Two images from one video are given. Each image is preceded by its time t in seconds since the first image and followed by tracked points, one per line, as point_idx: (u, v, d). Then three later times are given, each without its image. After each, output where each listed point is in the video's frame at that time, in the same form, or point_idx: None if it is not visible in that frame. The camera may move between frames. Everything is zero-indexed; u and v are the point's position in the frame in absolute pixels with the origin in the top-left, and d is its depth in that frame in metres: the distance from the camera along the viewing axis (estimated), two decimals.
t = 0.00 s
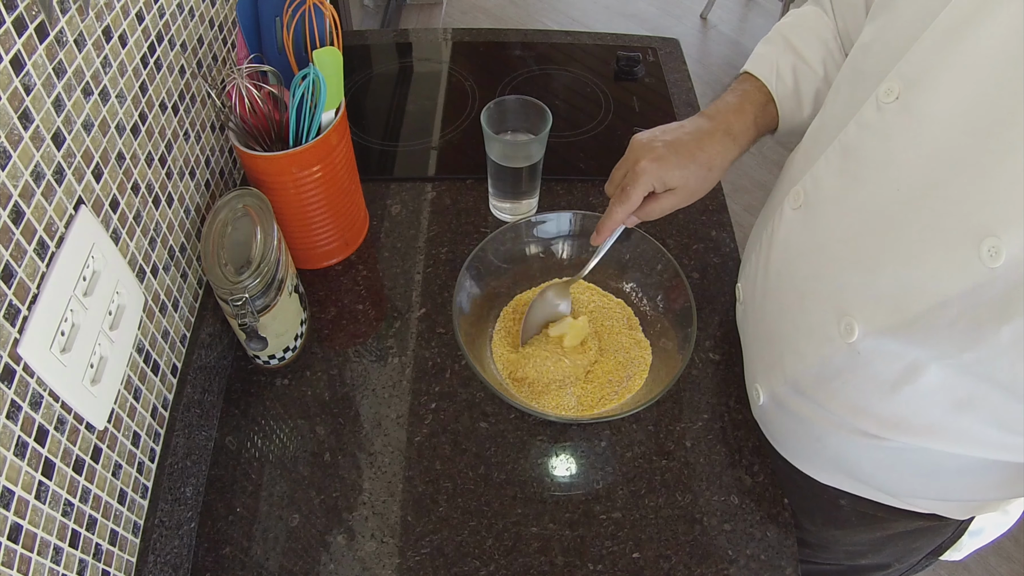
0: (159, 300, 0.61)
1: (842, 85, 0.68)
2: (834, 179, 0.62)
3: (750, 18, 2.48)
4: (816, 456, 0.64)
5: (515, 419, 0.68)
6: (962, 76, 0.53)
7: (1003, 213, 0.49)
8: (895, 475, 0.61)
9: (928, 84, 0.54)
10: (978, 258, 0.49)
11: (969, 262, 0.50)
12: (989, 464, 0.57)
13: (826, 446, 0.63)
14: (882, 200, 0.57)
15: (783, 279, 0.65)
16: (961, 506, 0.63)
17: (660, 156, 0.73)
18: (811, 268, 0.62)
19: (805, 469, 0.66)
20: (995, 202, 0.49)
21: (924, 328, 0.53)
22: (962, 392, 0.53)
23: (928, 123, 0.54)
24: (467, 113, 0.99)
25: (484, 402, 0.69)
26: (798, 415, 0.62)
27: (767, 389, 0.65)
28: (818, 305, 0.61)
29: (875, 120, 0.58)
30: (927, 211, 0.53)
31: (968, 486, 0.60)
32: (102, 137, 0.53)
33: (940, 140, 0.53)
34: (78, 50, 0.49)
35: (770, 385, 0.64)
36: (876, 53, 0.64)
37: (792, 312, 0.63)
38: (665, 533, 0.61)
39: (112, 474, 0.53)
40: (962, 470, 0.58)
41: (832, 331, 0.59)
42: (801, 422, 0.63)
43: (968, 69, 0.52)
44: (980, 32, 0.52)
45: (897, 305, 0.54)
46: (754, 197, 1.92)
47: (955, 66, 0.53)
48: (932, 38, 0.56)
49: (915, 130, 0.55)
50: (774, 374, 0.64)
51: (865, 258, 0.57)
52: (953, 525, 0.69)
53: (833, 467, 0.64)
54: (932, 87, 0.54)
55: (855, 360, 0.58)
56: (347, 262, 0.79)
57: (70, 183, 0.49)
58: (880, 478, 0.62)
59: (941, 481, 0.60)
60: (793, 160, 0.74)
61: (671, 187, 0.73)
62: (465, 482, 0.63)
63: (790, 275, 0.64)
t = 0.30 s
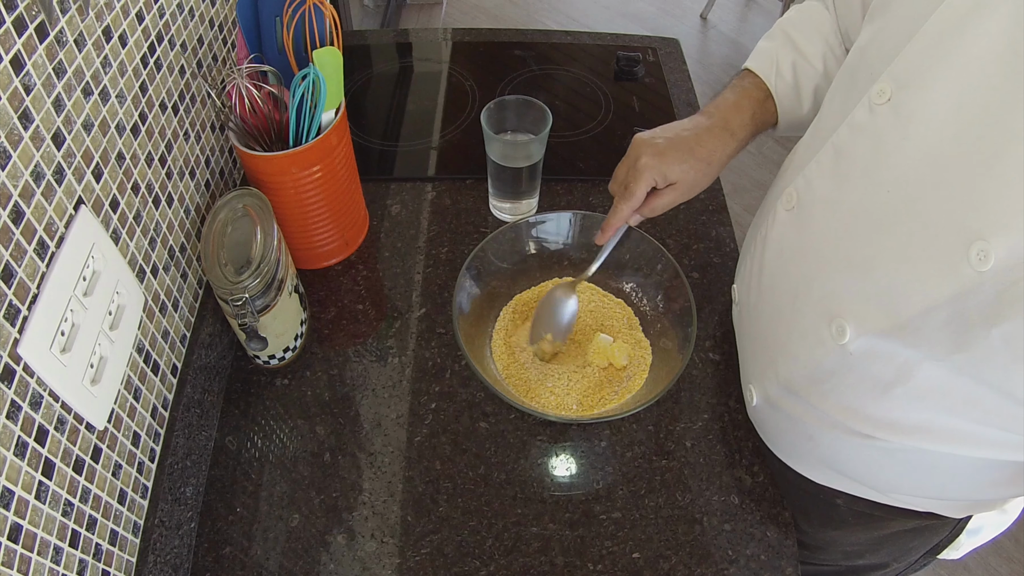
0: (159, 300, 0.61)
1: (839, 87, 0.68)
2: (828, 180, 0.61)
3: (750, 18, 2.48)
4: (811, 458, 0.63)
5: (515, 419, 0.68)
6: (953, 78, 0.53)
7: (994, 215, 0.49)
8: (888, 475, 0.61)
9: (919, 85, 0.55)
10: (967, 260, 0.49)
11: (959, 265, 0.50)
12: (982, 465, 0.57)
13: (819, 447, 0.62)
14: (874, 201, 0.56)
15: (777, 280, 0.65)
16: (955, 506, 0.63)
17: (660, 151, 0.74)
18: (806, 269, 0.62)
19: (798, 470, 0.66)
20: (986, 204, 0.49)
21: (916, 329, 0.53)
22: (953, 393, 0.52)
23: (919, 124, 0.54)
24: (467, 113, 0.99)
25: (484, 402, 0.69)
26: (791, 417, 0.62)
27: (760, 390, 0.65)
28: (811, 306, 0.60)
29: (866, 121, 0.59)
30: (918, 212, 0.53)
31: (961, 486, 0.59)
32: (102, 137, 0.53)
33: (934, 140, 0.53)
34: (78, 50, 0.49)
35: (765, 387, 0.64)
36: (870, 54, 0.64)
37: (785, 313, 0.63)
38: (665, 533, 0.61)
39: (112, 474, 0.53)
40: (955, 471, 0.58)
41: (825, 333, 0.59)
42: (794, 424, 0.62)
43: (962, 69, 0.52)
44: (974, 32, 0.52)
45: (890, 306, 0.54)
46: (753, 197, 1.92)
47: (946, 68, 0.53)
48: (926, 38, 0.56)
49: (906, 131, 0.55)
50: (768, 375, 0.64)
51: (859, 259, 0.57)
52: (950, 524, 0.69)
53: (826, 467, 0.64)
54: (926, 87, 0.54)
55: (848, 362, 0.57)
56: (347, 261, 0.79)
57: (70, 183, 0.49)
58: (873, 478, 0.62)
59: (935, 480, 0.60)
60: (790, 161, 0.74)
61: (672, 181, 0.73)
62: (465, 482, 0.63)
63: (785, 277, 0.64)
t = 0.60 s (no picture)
0: (159, 300, 0.61)
1: (836, 86, 0.68)
2: (826, 181, 0.61)
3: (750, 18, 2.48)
4: (811, 458, 0.63)
5: (515, 419, 0.68)
6: (950, 78, 0.53)
7: (993, 216, 0.48)
8: (888, 474, 0.61)
9: (916, 87, 0.55)
10: (965, 264, 0.49)
11: (956, 268, 0.50)
12: (981, 462, 0.56)
13: (819, 447, 0.62)
14: (872, 201, 0.56)
15: (776, 281, 0.65)
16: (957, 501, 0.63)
17: (663, 133, 0.73)
18: (805, 270, 0.62)
19: (798, 470, 0.66)
20: (983, 205, 0.49)
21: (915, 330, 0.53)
22: (953, 393, 0.52)
23: (917, 125, 0.54)
24: (467, 113, 0.99)
25: (484, 402, 0.69)
26: (790, 418, 0.62)
27: (760, 392, 0.65)
28: (810, 307, 0.60)
29: (863, 122, 0.59)
30: (918, 213, 0.53)
31: (961, 483, 0.59)
32: (102, 137, 0.53)
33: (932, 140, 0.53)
34: (78, 50, 0.49)
35: (764, 389, 0.64)
36: (867, 54, 0.64)
37: (784, 314, 0.63)
38: (665, 533, 0.61)
39: (112, 474, 0.53)
40: (955, 469, 0.58)
41: (824, 334, 0.59)
42: (794, 424, 0.62)
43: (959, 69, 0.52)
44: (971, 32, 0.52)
45: (889, 307, 0.54)
46: (753, 197, 1.91)
47: (942, 68, 0.53)
48: (922, 38, 0.56)
49: (904, 132, 0.55)
50: (767, 376, 0.64)
51: (858, 259, 0.57)
52: (951, 520, 0.69)
53: (826, 467, 0.64)
54: (923, 88, 0.54)
55: (848, 363, 0.57)
56: (347, 261, 0.79)
57: (70, 183, 0.49)
58: (873, 477, 0.62)
59: (934, 478, 0.60)
60: (788, 160, 0.74)
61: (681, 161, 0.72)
62: (465, 482, 0.63)
63: (784, 277, 0.64)
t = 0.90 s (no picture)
0: (159, 300, 0.61)
1: (835, 86, 0.68)
2: (828, 180, 0.61)
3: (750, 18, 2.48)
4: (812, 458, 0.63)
5: (515, 419, 0.68)
6: (951, 78, 0.53)
7: (994, 217, 0.49)
8: (890, 474, 0.61)
9: (916, 87, 0.55)
10: (969, 264, 0.49)
11: (958, 267, 0.50)
12: (982, 461, 0.56)
13: (822, 448, 0.62)
14: (874, 201, 0.56)
15: (778, 282, 0.65)
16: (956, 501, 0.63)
17: (649, 121, 0.72)
18: (806, 270, 0.62)
19: (799, 470, 0.66)
20: (984, 205, 0.49)
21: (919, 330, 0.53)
22: (955, 392, 0.52)
23: (918, 126, 0.54)
24: (467, 113, 0.99)
25: (484, 402, 0.69)
26: (793, 418, 0.62)
27: (761, 392, 0.65)
28: (811, 308, 0.60)
29: (864, 122, 0.59)
30: (920, 213, 0.53)
31: (961, 482, 0.59)
32: (102, 137, 0.53)
33: (932, 141, 0.53)
34: (78, 50, 0.49)
35: (765, 389, 0.64)
36: (866, 54, 0.64)
37: (786, 314, 0.63)
38: (665, 533, 0.61)
39: (112, 474, 0.53)
40: (956, 468, 0.58)
41: (826, 334, 0.59)
42: (796, 425, 0.62)
43: (959, 69, 0.52)
44: (970, 32, 0.52)
45: (892, 306, 0.54)
46: (753, 197, 1.91)
47: (943, 69, 0.53)
48: (923, 37, 0.56)
49: (905, 132, 0.55)
50: (768, 377, 0.64)
51: (860, 259, 0.57)
52: (952, 519, 0.69)
53: (828, 468, 0.64)
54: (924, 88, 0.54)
55: (851, 362, 0.57)
56: (348, 261, 0.79)
57: (70, 183, 0.49)
58: (875, 477, 0.62)
59: (934, 478, 0.60)
60: (788, 160, 0.74)
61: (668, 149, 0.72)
62: (465, 482, 0.63)
63: (785, 277, 0.64)
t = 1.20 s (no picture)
0: (159, 300, 0.61)
1: (834, 87, 0.68)
2: (829, 180, 0.61)
3: (750, 18, 2.48)
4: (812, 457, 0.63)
5: (515, 419, 0.68)
6: (952, 77, 0.53)
7: (996, 216, 0.48)
8: (889, 473, 0.61)
9: (918, 87, 0.54)
10: (969, 263, 0.49)
11: (959, 266, 0.50)
12: (981, 461, 0.56)
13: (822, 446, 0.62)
14: (875, 200, 0.56)
15: (778, 281, 0.65)
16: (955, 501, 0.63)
17: (646, 117, 0.73)
18: (807, 270, 0.62)
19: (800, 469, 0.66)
20: (984, 205, 0.49)
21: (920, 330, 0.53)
22: (955, 392, 0.52)
23: (919, 126, 0.54)
24: (467, 113, 0.99)
25: (484, 402, 0.69)
26: (793, 416, 0.62)
27: (761, 391, 0.65)
28: (812, 307, 0.60)
29: (865, 121, 0.58)
30: (921, 213, 0.53)
31: (961, 483, 0.59)
32: (102, 137, 0.53)
33: (933, 140, 0.53)
34: (78, 50, 0.49)
35: (765, 388, 0.64)
36: (867, 53, 0.64)
37: (786, 313, 0.63)
38: (665, 533, 0.61)
39: (112, 474, 0.53)
40: (955, 468, 0.58)
41: (826, 333, 0.59)
42: (797, 423, 0.62)
43: (960, 69, 0.52)
44: (972, 32, 0.52)
45: (893, 306, 0.54)
46: (753, 197, 1.91)
47: (944, 69, 0.53)
48: (925, 37, 0.56)
49: (906, 132, 0.55)
50: (769, 376, 0.64)
51: (861, 259, 0.57)
52: (952, 521, 0.69)
53: (827, 466, 0.64)
54: (925, 88, 0.54)
55: (851, 362, 0.57)
56: (347, 261, 0.79)
57: (70, 183, 0.49)
58: (874, 476, 0.62)
59: (933, 478, 0.60)
60: (788, 161, 0.74)
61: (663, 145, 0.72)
62: (465, 482, 0.63)
63: (786, 277, 0.64)
